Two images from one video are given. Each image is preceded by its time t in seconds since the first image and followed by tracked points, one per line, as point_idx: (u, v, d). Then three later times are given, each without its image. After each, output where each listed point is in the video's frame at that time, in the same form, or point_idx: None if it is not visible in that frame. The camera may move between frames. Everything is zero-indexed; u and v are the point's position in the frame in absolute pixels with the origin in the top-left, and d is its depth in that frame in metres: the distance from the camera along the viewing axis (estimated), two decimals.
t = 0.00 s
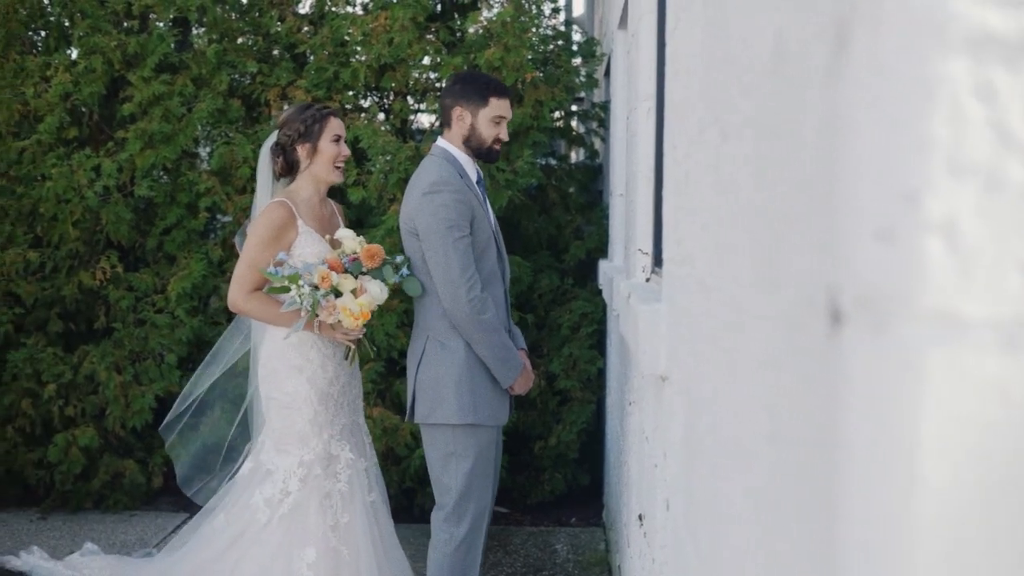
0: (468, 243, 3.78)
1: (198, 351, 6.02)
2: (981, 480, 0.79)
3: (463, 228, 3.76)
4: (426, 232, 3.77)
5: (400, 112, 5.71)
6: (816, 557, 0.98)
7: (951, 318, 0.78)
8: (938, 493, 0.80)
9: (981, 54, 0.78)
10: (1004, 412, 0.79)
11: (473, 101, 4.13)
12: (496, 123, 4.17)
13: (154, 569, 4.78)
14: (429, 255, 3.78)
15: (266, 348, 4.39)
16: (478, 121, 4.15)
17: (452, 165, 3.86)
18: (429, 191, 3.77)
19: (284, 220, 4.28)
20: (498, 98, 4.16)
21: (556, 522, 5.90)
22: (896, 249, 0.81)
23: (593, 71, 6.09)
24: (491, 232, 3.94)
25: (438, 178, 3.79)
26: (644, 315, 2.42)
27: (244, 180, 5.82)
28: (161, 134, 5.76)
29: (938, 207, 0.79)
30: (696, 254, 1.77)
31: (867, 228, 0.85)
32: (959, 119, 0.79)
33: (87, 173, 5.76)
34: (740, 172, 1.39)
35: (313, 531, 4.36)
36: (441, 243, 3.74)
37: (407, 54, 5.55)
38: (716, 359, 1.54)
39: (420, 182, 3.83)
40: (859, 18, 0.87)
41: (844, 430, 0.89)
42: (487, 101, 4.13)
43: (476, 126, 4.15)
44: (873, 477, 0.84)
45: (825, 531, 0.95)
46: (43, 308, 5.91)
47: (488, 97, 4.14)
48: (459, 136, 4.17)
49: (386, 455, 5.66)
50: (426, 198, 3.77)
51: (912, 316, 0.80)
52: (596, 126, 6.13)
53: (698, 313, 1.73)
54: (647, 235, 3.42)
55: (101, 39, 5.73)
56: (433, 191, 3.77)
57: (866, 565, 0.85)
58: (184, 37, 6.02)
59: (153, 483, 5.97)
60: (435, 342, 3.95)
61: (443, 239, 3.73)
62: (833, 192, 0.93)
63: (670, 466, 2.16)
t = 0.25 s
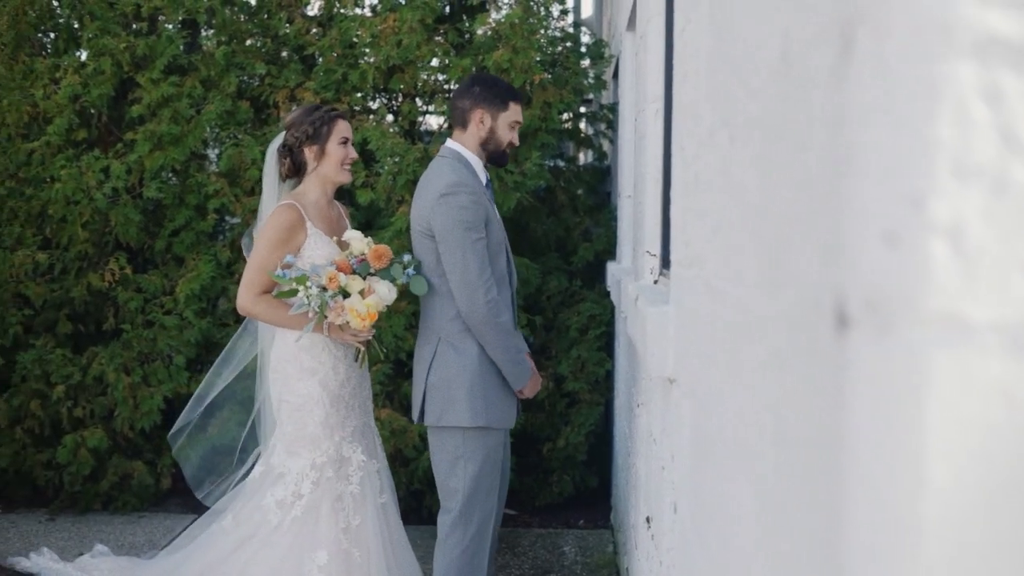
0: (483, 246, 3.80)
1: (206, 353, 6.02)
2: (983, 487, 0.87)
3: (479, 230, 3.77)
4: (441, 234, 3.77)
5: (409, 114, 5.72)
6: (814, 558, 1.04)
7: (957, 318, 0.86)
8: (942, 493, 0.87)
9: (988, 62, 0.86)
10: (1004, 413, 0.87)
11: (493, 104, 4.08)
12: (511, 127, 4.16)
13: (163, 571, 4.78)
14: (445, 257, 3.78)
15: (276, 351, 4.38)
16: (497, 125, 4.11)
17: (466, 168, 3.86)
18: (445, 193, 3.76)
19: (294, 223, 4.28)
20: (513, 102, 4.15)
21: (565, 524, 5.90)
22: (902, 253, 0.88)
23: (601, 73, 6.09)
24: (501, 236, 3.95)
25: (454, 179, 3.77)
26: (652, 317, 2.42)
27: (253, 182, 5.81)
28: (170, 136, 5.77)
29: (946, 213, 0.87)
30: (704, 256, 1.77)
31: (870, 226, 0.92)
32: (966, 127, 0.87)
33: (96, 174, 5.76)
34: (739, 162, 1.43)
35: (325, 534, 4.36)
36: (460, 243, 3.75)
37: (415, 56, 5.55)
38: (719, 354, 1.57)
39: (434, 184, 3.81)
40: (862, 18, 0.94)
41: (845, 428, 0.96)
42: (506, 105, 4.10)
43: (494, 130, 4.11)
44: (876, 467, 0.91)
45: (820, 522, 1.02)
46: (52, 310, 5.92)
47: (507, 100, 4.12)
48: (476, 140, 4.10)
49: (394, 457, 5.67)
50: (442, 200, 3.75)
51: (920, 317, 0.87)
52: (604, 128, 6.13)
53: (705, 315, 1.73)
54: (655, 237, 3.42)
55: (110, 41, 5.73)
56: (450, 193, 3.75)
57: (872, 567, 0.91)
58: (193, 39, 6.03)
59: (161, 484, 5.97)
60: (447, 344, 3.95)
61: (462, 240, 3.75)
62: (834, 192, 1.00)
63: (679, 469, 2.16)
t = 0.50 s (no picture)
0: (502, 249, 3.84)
1: (214, 355, 6.02)
2: (984, 488, 1.02)
3: (499, 233, 3.81)
4: (462, 235, 3.78)
5: (418, 117, 5.72)
6: (813, 558, 1.16)
7: (962, 321, 1.01)
8: (947, 473, 1.02)
9: (993, 66, 1.01)
10: (1001, 410, 1.02)
11: (510, 108, 4.08)
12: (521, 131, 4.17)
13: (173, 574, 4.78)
14: (464, 258, 3.80)
15: (286, 354, 4.38)
16: (512, 130, 4.11)
17: (482, 172, 3.89)
18: (468, 194, 3.78)
19: (303, 227, 4.28)
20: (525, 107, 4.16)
21: (573, 527, 5.90)
22: (903, 258, 1.03)
23: (610, 76, 6.10)
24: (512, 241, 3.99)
25: (476, 181, 3.81)
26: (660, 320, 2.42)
27: (261, 184, 5.81)
28: (179, 139, 5.77)
29: (950, 219, 1.01)
30: (711, 261, 1.76)
31: (875, 232, 1.05)
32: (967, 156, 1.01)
33: (104, 177, 5.77)
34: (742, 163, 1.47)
35: (336, 536, 4.36)
36: (482, 246, 3.77)
37: (424, 58, 5.56)
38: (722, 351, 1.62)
39: (453, 185, 3.83)
40: (865, 24, 1.06)
41: (847, 425, 1.09)
42: (521, 110, 4.10)
43: (509, 134, 4.11)
44: (878, 464, 1.05)
45: (820, 521, 1.14)
46: (61, 312, 5.93)
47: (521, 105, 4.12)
48: (493, 143, 4.08)
49: (402, 460, 5.67)
50: (464, 201, 3.78)
51: (926, 321, 1.02)
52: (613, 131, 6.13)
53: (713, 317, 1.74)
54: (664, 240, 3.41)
55: (119, 44, 5.74)
56: (472, 195, 3.78)
57: (873, 564, 1.06)
58: (202, 42, 6.03)
59: (170, 487, 5.98)
60: (460, 347, 3.95)
61: (486, 241, 3.78)
62: (836, 197, 1.12)
63: (686, 473, 2.16)
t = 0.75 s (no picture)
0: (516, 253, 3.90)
1: (221, 358, 6.03)
2: (984, 490, 1.03)
3: (515, 237, 3.86)
4: (482, 241, 3.81)
5: (425, 120, 5.73)
6: (813, 559, 1.18)
7: (961, 325, 1.02)
8: (946, 478, 1.03)
9: (990, 75, 1.02)
10: (1002, 416, 1.02)
11: (519, 112, 4.08)
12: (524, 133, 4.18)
13: None
14: (484, 263, 3.83)
15: (294, 357, 4.39)
16: (519, 133, 4.11)
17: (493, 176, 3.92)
18: (485, 199, 3.81)
19: (310, 230, 4.29)
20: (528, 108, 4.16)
21: (580, 531, 5.90)
22: (902, 262, 1.05)
23: (617, 79, 6.10)
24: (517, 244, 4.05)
25: (492, 186, 3.83)
26: (664, 324, 2.42)
27: (269, 188, 5.82)
28: (186, 142, 5.78)
29: (948, 226, 1.03)
30: (714, 263, 1.76)
31: (874, 232, 1.08)
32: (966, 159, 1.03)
33: (112, 180, 5.78)
34: (747, 165, 1.46)
35: (343, 540, 4.37)
36: (504, 251, 3.83)
37: (432, 62, 5.57)
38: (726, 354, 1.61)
39: (469, 190, 3.85)
40: (864, 26, 1.09)
41: (849, 425, 1.11)
42: (528, 113, 4.11)
43: (517, 137, 4.11)
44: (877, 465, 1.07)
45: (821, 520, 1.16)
46: (69, 315, 5.94)
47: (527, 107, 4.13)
48: (502, 147, 4.08)
49: (409, 463, 5.67)
50: (482, 206, 3.80)
51: (925, 322, 1.03)
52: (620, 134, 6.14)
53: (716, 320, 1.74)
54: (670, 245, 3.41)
55: (127, 47, 5.76)
56: (490, 200, 3.81)
57: (872, 565, 1.08)
58: (210, 45, 6.04)
59: (177, 490, 5.99)
60: (476, 351, 3.96)
61: (506, 246, 3.83)
62: (835, 199, 1.14)
63: (689, 478, 2.15)
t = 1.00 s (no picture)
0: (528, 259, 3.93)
1: (228, 363, 6.04)
2: (978, 483, 0.99)
3: (528, 242, 3.88)
4: (500, 248, 3.82)
5: (431, 125, 5.74)
6: (814, 558, 1.15)
7: (954, 333, 0.99)
8: (938, 498, 1.00)
9: (984, 78, 0.99)
10: (1000, 427, 0.99)
11: (522, 116, 4.09)
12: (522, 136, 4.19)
13: None
14: (501, 270, 3.84)
15: (301, 362, 4.39)
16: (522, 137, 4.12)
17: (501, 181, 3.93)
18: (500, 206, 3.82)
19: (317, 236, 4.29)
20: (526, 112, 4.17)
21: (586, 536, 5.90)
22: (897, 267, 1.01)
23: (623, 84, 6.09)
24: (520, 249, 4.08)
25: (507, 193, 3.84)
26: (668, 330, 2.42)
27: (275, 193, 5.82)
28: (192, 147, 5.79)
29: (942, 230, 1.00)
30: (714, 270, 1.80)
31: (867, 242, 1.05)
32: (963, 144, 0.99)
33: (119, 185, 5.80)
34: (745, 174, 1.47)
35: (349, 545, 4.37)
36: (520, 257, 3.86)
37: (438, 67, 5.58)
38: (728, 359, 1.60)
39: (483, 198, 3.85)
40: (860, 33, 1.06)
41: (840, 438, 1.08)
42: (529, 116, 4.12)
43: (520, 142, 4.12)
44: (866, 483, 1.04)
45: (815, 527, 1.15)
46: (75, 320, 5.95)
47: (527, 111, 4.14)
48: (507, 153, 4.08)
49: (415, 468, 5.67)
50: (499, 212, 3.81)
51: (916, 332, 1.00)
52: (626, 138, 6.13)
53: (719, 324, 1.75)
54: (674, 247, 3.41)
55: (134, 53, 5.76)
56: (506, 206, 3.82)
57: None
58: (217, 50, 6.04)
59: (183, 494, 5.99)
60: (492, 356, 3.97)
61: (521, 252, 3.86)
62: (835, 197, 1.11)
63: (692, 483, 2.15)
